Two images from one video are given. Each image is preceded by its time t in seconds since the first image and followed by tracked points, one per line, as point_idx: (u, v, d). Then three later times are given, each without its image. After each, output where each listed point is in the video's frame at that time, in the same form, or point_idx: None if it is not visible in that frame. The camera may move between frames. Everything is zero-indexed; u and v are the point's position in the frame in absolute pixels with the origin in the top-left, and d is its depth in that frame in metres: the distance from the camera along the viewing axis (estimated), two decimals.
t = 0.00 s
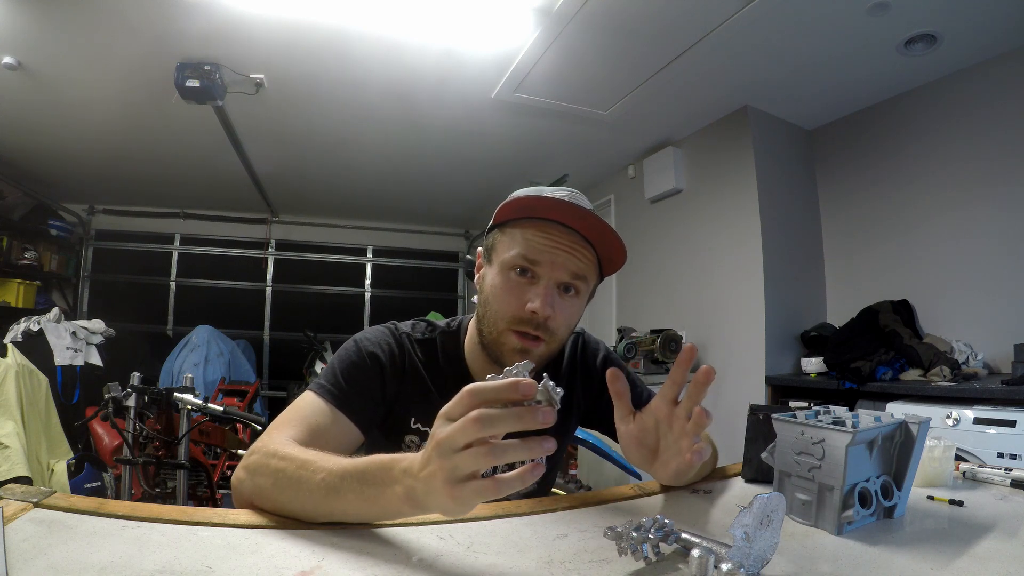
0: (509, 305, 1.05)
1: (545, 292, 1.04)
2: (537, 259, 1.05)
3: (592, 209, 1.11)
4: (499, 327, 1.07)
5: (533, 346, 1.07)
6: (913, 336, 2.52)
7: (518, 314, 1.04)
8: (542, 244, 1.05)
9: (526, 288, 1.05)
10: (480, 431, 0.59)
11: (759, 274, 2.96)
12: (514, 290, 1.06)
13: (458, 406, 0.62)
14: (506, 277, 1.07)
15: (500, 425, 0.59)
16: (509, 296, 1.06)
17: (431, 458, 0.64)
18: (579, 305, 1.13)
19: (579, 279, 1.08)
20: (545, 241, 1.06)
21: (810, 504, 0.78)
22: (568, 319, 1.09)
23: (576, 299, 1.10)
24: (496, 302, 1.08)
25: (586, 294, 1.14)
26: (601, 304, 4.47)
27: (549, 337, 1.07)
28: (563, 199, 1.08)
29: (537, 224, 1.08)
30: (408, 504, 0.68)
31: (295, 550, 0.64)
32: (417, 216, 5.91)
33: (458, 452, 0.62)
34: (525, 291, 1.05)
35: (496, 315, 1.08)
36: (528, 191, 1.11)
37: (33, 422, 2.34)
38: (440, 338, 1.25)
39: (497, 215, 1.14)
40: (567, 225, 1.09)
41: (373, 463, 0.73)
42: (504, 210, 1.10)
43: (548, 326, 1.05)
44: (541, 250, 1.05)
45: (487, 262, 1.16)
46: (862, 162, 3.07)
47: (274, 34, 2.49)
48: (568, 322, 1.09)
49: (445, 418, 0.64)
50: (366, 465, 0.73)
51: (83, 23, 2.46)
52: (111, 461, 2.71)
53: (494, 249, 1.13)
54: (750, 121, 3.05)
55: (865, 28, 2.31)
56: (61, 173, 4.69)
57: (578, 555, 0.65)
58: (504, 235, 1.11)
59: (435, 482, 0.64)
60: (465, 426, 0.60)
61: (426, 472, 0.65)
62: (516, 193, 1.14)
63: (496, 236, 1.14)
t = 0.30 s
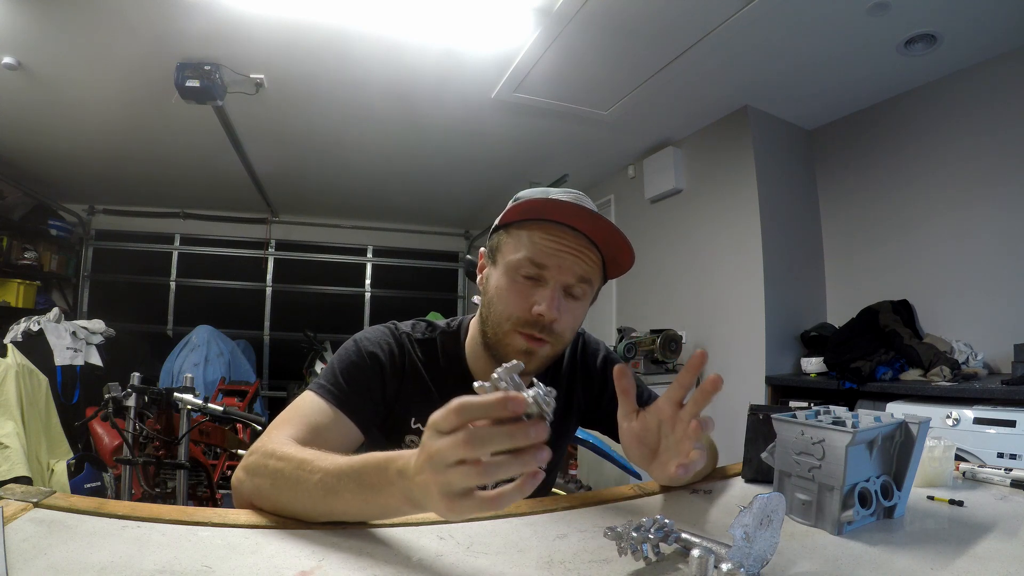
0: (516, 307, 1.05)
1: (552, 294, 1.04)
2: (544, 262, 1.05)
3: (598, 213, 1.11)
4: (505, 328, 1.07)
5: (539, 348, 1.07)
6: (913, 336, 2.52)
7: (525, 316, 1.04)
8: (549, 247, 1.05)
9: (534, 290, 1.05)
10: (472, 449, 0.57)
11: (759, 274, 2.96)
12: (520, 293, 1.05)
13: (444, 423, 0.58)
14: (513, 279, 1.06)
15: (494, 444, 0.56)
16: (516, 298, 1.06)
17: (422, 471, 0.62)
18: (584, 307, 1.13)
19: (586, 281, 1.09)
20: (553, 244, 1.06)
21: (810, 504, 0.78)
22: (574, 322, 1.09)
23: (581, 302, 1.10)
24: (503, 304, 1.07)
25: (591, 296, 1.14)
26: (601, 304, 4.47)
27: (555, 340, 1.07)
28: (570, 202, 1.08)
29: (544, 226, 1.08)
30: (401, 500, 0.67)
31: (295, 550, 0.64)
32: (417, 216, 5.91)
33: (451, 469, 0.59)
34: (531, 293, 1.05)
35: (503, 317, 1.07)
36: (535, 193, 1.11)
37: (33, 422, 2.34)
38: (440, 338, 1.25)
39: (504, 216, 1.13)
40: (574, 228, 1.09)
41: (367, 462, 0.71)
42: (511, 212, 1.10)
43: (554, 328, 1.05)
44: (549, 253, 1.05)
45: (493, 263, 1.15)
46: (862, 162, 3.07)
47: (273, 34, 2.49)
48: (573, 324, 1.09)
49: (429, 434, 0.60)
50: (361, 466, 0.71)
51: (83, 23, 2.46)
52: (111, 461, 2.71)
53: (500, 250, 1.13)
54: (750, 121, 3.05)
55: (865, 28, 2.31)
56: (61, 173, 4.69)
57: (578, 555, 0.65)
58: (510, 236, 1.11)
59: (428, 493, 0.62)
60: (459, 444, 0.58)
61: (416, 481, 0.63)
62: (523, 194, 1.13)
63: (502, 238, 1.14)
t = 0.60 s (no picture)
0: (516, 301, 1.06)
1: (551, 288, 1.04)
2: (543, 255, 1.05)
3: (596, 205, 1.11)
4: (504, 322, 1.07)
5: (539, 342, 1.07)
6: (913, 336, 2.52)
7: (525, 310, 1.04)
8: (548, 240, 1.05)
9: (532, 284, 1.05)
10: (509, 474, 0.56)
11: (759, 274, 2.96)
12: (519, 287, 1.06)
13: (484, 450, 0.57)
14: (512, 273, 1.07)
15: (531, 469, 0.57)
16: (515, 292, 1.06)
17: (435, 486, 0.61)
18: (583, 301, 1.13)
19: (584, 274, 1.09)
20: (551, 238, 1.06)
21: (810, 504, 0.78)
22: (572, 315, 1.10)
23: (580, 296, 1.11)
24: (502, 299, 1.08)
25: (589, 291, 1.15)
26: (601, 304, 4.47)
27: (555, 332, 1.08)
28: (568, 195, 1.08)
29: (543, 220, 1.09)
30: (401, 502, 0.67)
31: (295, 550, 0.64)
32: (417, 215, 5.91)
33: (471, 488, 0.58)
34: (530, 286, 1.05)
35: (502, 312, 1.08)
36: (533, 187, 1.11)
37: (33, 422, 2.34)
38: (440, 337, 1.24)
39: (502, 212, 1.13)
40: (572, 222, 1.10)
41: (369, 466, 0.71)
42: (509, 206, 1.10)
43: (554, 321, 1.06)
44: (547, 246, 1.05)
45: (492, 259, 1.16)
46: (862, 162, 3.07)
47: (274, 33, 2.49)
48: (572, 317, 1.09)
49: (456, 457, 0.57)
50: (362, 469, 0.71)
51: (83, 23, 2.46)
52: (111, 461, 2.71)
53: (498, 245, 1.13)
54: (750, 121, 3.05)
55: (865, 28, 2.31)
56: (61, 173, 4.69)
57: (577, 555, 0.65)
58: (509, 231, 1.11)
59: (441, 505, 0.60)
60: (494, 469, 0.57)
61: (426, 490, 0.62)
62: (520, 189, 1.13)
63: (501, 232, 1.14)
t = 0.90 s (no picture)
0: (509, 303, 1.05)
1: (544, 290, 1.04)
2: (537, 259, 1.05)
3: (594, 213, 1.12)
4: (497, 324, 1.07)
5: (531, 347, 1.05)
6: (913, 336, 2.52)
7: (516, 312, 1.04)
8: (544, 243, 1.06)
9: (526, 286, 1.05)
10: (504, 405, 0.64)
11: (759, 274, 2.96)
12: (513, 289, 1.05)
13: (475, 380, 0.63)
14: (507, 275, 1.07)
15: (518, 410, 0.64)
16: (508, 294, 1.06)
17: (441, 431, 0.68)
18: (579, 308, 1.12)
19: (580, 280, 1.08)
20: (546, 242, 1.06)
21: (810, 504, 0.78)
22: (566, 321, 1.08)
23: (576, 302, 1.10)
24: (496, 301, 1.08)
25: (586, 298, 1.13)
26: (601, 304, 4.47)
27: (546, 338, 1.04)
28: (566, 201, 1.09)
29: (540, 223, 1.09)
30: (410, 490, 0.71)
31: (295, 550, 0.64)
32: (417, 216, 5.91)
33: (473, 424, 0.65)
34: (523, 289, 1.05)
35: (496, 313, 1.08)
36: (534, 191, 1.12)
37: (33, 422, 2.34)
38: (440, 337, 1.24)
39: (502, 214, 1.15)
40: (569, 227, 1.10)
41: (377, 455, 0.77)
42: (508, 208, 1.11)
43: (546, 326, 1.03)
44: (544, 249, 1.05)
45: (490, 261, 1.16)
46: (862, 162, 3.07)
47: (274, 33, 2.49)
48: (566, 323, 1.07)
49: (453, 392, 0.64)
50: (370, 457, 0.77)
51: (83, 23, 2.46)
52: (111, 461, 2.71)
53: (496, 247, 1.13)
54: (750, 121, 3.05)
55: (865, 28, 2.31)
56: (61, 174, 4.70)
57: (578, 555, 0.65)
58: (507, 233, 1.12)
59: (443, 451, 0.68)
60: (489, 401, 0.64)
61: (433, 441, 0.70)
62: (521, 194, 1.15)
63: (500, 235, 1.15)
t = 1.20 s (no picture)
0: (508, 307, 1.06)
1: (544, 296, 1.04)
2: (538, 264, 1.05)
3: (597, 218, 1.10)
4: (495, 328, 1.08)
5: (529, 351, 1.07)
6: (913, 336, 2.52)
7: (515, 316, 1.05)
8: (544, 248, 1.05)
9: (526, 291, 1.05)
10: (509, 425, 0.65)
11: (759, 274, 2.96)
12: (513, 294, 1.06)
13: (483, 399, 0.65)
14: (507, 279, 1.07)
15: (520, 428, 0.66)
16: (508, 298, 1.06)
17: (445, 445, 0.69)
18: (578, 312, 1.12)
19: (580, 286, 1.08)
20: (547, 247, 1.05)
21: (810, 504, 0.78)
22: (565, 326, 1.09)
23: (576, 307, 1.10)
24: (495, 303, 1.08)
25: (586, 302, 1.14)
26: (601, 304, 4.47)
27: (544, 343, 1.07)
28: (567, 206, 1.07)
29: (541, 227, 1.08)
30: (407, 499, 0.70)
31: (295, 550, 0.64)
32: (416, 216, 5.91)
33: (474, 441, 0.67)
34: (524, 293, 1.05)
35: (494, 316, 1.08)
36: (536, 193, 1.10)
37: (33, 422, 2.34)
38: (439, 337, 1.24)
39: (502, 215, 1.13)
40: (571, 232, 1.08)
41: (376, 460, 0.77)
42: (508, 210, 1.10)
43: (545, 331, 1.05)
44: (544, 255, 1.05)
45: (489, 262, 1.16)
46: (862, 161, 3.07)
47: (274, 33, 2.49)
48: (566, 328, 1.08)
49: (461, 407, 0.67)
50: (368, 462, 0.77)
51: (84, 23, 2.46)
52: (111, 461, 2.71)
53: (496, 249, 1.13)
54: (750, 121, 3.05)
55: (865, 28, 2.31)
56: (61, 174, 4.70)
57: (578, 555, 0.65)
58: (508, 235, 1.11)
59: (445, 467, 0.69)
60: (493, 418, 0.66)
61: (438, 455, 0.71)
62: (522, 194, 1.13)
63: (500, 236, 1.14)
